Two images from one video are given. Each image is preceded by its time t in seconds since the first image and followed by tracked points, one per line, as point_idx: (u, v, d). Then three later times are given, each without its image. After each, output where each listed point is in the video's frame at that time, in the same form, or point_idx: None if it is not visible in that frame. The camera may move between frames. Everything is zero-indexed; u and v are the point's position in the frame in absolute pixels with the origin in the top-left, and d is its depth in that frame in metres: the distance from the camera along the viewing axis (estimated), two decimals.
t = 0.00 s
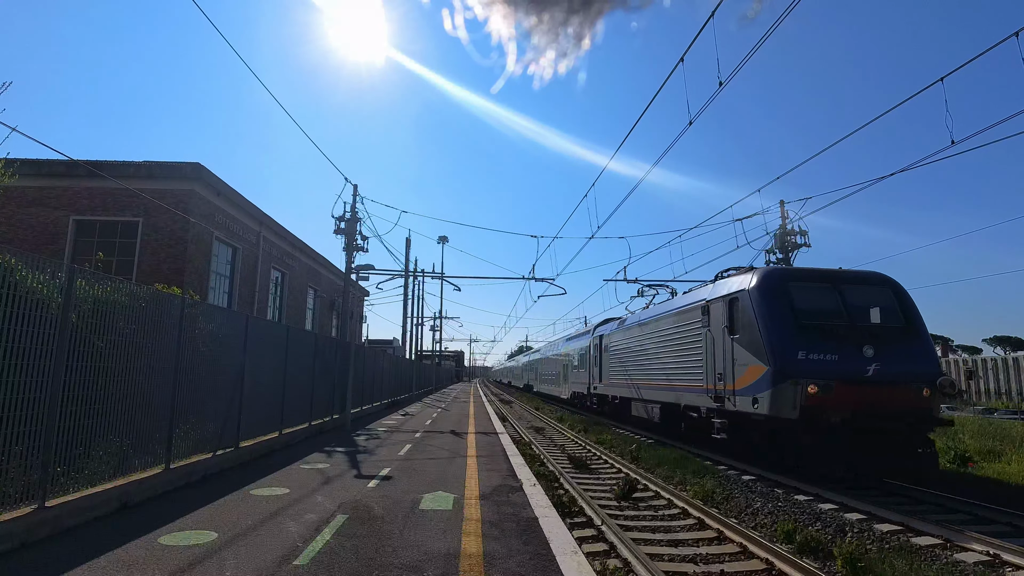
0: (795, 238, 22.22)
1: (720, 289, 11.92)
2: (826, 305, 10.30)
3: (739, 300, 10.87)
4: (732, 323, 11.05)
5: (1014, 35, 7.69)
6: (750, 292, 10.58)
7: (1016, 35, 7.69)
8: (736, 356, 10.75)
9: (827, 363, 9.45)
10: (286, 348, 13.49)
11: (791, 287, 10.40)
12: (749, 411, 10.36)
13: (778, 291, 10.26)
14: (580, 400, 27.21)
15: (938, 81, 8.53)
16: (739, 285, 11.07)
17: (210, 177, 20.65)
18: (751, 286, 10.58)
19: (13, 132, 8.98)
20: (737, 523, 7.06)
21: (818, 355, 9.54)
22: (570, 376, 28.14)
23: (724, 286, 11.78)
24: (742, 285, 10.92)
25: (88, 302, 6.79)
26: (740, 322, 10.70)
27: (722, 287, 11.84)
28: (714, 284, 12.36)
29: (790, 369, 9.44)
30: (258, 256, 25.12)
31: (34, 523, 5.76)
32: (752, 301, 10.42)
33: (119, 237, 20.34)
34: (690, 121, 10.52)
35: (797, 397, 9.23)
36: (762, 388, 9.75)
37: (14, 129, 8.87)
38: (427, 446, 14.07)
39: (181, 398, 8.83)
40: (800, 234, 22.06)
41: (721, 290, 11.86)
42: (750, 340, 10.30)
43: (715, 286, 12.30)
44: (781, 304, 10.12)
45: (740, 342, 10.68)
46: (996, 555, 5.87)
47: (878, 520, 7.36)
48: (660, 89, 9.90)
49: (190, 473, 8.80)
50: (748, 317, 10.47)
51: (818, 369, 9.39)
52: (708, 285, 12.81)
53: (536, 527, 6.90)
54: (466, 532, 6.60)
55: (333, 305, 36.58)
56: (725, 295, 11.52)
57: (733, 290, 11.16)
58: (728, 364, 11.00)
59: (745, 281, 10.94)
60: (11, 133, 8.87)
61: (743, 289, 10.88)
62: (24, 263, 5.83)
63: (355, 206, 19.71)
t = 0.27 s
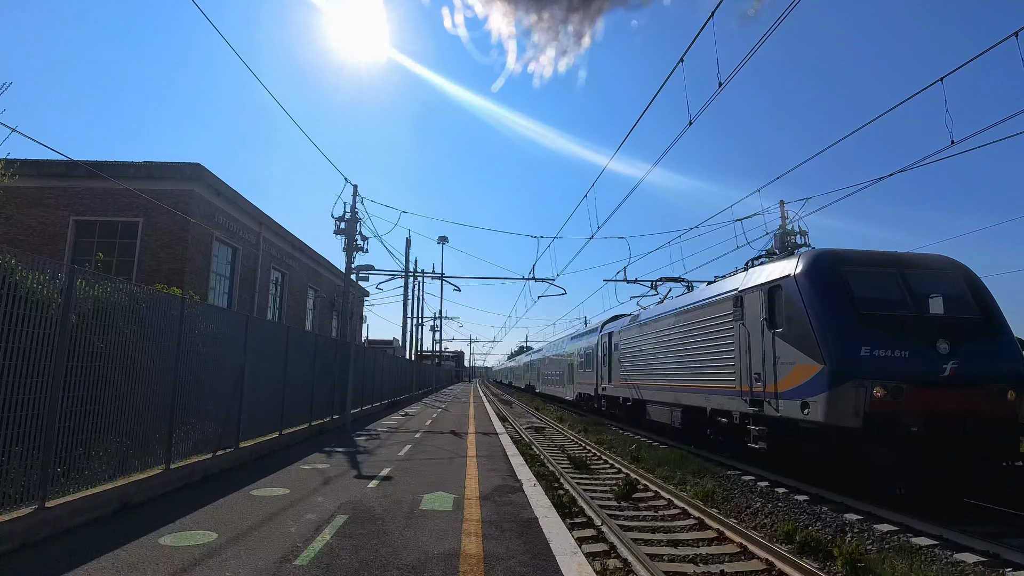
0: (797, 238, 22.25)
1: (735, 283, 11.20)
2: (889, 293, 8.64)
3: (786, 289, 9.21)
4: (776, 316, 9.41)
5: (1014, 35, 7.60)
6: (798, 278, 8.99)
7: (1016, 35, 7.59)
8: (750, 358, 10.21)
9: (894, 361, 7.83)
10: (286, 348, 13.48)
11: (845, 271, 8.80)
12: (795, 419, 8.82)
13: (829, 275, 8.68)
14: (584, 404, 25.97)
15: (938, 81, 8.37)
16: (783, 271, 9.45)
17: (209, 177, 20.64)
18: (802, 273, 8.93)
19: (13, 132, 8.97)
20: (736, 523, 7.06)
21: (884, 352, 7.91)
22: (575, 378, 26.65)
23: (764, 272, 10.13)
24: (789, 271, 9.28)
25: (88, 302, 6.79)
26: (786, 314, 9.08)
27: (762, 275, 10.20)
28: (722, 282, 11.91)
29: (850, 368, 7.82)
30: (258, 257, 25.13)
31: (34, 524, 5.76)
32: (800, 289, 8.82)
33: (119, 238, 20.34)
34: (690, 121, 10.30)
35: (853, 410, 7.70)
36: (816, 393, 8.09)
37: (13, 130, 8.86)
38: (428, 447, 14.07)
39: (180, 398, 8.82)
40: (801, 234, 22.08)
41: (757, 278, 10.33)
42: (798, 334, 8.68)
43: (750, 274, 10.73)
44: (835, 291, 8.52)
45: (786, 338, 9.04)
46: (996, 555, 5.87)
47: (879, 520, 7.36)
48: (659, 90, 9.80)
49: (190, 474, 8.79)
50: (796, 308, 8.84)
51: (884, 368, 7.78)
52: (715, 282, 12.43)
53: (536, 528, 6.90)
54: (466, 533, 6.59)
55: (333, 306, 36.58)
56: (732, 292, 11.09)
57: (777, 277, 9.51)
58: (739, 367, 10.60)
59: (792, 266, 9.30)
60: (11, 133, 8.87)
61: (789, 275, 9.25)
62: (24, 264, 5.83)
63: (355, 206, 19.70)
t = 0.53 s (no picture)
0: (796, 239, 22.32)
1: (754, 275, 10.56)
2: (976, 271, 7.13)
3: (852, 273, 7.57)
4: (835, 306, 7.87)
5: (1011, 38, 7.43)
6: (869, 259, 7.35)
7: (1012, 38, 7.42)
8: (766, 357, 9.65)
9: (996, 360, 6.43)
10: (286, 349, 13.48)
11: (925, 247, 7.28)
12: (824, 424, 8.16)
13: (907, 252, 7.20)
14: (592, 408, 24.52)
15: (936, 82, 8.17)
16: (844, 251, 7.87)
17: (209, 178, 20.66)
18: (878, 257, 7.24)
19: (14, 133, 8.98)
20: (736, 523, 7.07)
21: (982, 348, 6.51)
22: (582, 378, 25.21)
23: (815, 252, 8.61)
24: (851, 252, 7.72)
25: (88, 303, 6.81)
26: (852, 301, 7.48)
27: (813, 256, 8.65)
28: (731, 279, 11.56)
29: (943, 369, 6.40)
30: (258, 257, 25.15)
31: (34, 525, 5.75)
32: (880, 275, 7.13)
33: (119, 238, 20.35)
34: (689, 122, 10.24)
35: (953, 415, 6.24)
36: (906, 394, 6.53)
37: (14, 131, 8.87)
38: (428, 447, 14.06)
39: (181, 398, 8.83)
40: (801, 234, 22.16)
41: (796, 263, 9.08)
42: (869, 324, 7.16)
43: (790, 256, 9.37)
44: (917, 270, 7.03)
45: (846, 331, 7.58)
46: (996, 555, 5.88)
47: (878, 520, 7.37)
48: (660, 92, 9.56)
49: (190, 474, 8.80)
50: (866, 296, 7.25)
51: (984, 369, 6.38)
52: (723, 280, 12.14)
53: (536, 528, 6.90)
54: (466, 533, 6.59)
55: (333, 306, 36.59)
56: (743, 289, 10.72)
57: (834, 259, 7.98)
58: (746, 369, 10.27)
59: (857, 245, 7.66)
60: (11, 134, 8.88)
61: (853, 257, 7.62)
62: (24, 264, 5.84)
63: (355, 206, 19.72)
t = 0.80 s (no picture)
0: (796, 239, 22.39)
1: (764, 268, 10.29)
2: None
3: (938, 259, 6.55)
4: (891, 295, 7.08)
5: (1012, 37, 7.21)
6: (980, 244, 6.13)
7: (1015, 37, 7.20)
8: (780, 350, 9.37)
9: None
10: (286, 349, 13.48)
11: None
12: (836, 425, 8.07)
13: None
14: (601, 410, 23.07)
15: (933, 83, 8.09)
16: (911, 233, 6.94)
17: (209, 178, 20.66)
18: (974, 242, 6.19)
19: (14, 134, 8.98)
20: (737, 523, 7.08)
21: None
22: (588, 378, 24.17)
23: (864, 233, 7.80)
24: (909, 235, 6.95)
25: (88, 303, 6.81)
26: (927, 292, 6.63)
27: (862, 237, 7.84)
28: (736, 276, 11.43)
29: None
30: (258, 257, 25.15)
31: (34, 525, 5.76)
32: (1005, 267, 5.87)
33: (119, 238, 20.35)
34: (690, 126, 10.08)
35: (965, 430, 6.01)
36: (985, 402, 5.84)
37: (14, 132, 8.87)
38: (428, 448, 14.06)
39: (181, 399, 8.83)
40: (801, 234, 22.21)
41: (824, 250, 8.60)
42: (981, 311, 5.94)
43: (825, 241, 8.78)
44: None
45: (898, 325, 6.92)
46: (996, 556, 5.89)
47: (878, 520, 7.38)
48: (659, 94, 9.40)
49: (190, 474, 8.80)
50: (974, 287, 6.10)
51: None
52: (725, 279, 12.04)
53: (537, 528, 6.89)
54: (466, 534, 6.58)
55: (333, 306, 36.62)
56: (748, 286, 10.58)
57: (929, 230, 6.66)
58: (753, 366, 10.15)
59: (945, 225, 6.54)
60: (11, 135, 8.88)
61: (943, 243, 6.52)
62: (24, 265, 5.84)
63: (355, 206, 19.73)
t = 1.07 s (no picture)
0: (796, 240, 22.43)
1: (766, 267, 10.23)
2: None
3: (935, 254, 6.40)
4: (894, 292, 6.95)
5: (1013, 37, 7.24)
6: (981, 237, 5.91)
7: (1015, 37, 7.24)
8: (781, 350, 9.30)
9: None
10: (286, 349, 13.48)
11: None
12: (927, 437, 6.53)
13: None
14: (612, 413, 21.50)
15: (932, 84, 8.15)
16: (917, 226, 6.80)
17: (209, 178, 20.67)
18: (976, 238, 5.96)
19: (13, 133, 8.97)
20: (736, 524, 7.08)
21: None
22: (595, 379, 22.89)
23: (869, 229, 7.69)
24: (914, 229, 6.84)
25: (89, 304, 6.82)
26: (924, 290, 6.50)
27: (867, 234, 7.73)
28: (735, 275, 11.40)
29: None
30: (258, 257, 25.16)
31: (34, 526, 5.75)
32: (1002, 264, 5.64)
33: (119, 239, 20.35)
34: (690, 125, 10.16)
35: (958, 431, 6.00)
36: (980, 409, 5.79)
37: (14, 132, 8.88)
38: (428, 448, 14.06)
39: (180, 399, 8.82)
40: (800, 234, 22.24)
41: (827, 248, 8.52)
42: None
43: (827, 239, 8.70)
44: None
45: (900, 322, 6.81)
46: (996, 555, 5.90)
47: (878, 520, 7.39)
48: (660, 93, 9.52)
49: (190, 475, 8.79)
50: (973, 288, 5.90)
51: None
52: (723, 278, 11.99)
53: (537, 529, 6.89)
54: (466, 535, 6.57)
55: (333, 307, 36.65)
56: (749, 285, 10.53)
57: None
58: (752, 364, 10.11)
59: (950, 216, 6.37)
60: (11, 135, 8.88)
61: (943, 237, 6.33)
62: (24, 266, 5.84)
63: (355, 207, 19.74)
